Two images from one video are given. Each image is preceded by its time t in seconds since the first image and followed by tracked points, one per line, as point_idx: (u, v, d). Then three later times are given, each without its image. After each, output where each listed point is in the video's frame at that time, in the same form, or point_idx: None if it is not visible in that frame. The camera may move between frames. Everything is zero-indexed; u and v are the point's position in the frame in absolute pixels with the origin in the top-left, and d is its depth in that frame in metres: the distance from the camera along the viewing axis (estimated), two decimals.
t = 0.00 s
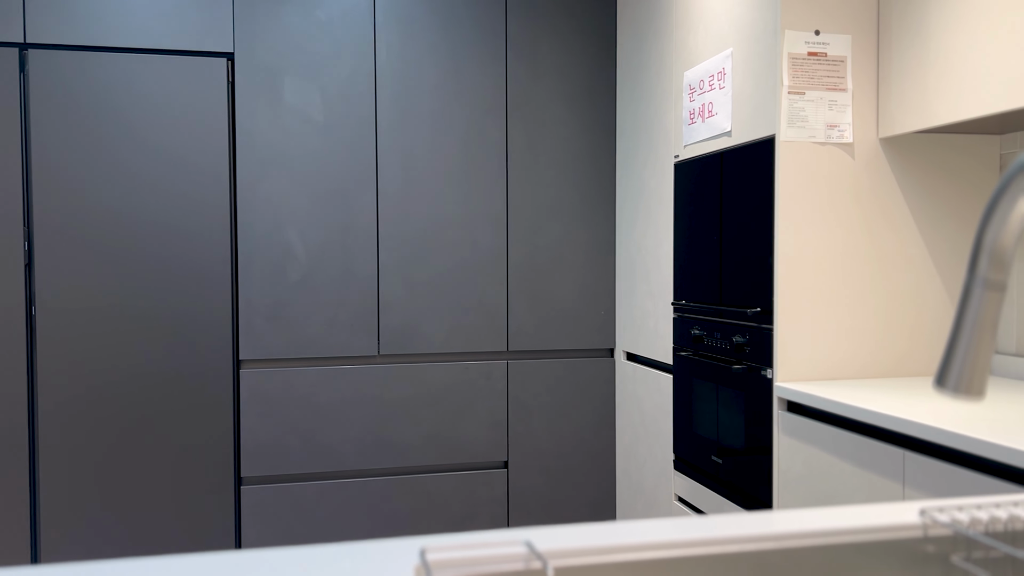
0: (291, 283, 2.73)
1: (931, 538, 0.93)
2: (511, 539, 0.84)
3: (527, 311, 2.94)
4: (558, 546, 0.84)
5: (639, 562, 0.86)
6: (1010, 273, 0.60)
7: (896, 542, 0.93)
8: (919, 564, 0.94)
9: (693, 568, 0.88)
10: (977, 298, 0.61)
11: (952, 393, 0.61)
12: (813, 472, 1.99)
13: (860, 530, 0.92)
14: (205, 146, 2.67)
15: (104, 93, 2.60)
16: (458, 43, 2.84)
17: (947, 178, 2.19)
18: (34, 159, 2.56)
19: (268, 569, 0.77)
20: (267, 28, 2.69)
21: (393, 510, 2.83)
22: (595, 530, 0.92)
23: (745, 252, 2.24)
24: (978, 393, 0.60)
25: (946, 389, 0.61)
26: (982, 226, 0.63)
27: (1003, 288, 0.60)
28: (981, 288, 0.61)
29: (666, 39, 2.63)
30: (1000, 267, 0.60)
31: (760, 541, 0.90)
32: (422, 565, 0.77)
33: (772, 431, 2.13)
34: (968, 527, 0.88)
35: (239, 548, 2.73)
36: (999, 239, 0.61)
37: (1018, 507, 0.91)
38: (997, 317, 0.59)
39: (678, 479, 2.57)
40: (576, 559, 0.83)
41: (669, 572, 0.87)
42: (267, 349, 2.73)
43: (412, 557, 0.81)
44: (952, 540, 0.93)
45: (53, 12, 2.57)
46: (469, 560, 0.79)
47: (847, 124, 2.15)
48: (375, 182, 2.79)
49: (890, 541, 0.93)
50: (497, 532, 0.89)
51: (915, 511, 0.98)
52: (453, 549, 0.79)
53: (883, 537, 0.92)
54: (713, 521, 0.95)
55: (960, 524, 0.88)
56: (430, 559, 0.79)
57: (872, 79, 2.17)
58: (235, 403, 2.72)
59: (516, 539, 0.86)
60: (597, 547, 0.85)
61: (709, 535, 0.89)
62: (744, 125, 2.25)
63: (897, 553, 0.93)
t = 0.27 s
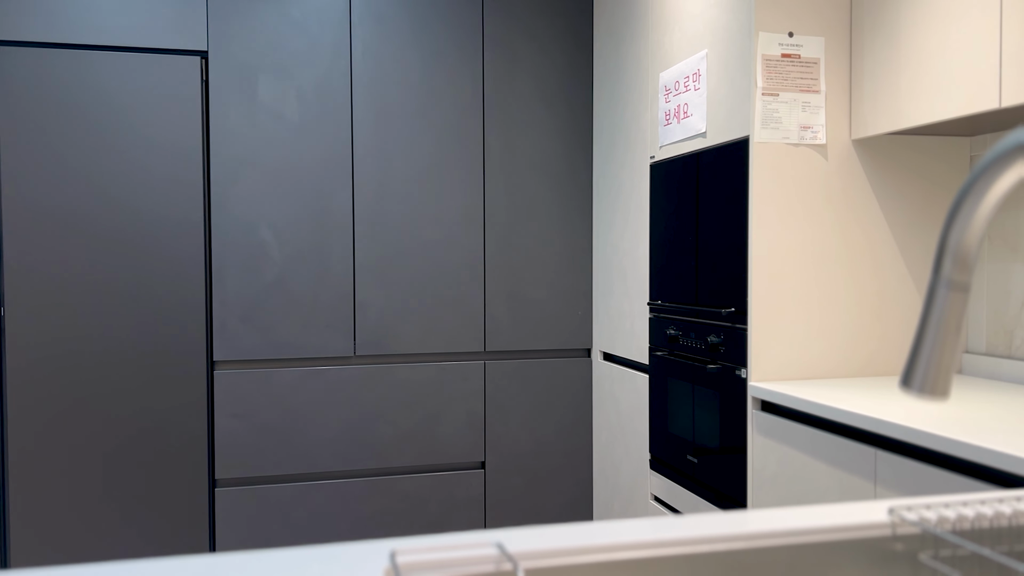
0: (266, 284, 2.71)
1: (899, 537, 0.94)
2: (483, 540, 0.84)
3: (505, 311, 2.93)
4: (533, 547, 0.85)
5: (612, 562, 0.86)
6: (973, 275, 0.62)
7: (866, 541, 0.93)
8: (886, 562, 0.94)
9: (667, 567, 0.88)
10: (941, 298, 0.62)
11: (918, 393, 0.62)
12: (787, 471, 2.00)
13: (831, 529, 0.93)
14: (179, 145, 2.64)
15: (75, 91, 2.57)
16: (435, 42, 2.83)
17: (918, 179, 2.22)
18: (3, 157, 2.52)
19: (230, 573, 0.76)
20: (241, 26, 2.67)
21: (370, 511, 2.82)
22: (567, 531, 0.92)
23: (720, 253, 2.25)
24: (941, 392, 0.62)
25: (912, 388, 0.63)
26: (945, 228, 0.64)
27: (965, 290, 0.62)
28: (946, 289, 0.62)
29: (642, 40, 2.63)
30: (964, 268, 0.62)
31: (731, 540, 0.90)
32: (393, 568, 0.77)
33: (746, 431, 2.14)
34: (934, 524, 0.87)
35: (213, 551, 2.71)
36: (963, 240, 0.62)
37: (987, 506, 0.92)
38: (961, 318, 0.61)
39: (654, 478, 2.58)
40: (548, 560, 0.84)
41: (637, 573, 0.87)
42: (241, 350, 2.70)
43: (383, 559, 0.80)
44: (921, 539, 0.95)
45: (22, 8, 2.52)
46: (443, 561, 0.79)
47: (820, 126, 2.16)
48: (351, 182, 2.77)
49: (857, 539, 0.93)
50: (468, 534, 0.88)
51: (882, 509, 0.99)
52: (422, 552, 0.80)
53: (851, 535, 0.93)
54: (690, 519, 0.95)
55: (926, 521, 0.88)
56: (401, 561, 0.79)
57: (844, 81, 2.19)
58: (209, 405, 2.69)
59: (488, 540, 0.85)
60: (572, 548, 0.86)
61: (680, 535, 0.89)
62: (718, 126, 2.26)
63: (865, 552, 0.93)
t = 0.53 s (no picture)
0: (242, 284, 2.70)
1: (869, 534, 0.94)
2: (453, 541, 0.84)
3: (483, 311, 2.93)
4: (506, 547, 0.84)
5: (583, 562, 0.86)
6: (937, 275, 0.63)
7: (834, 540, 0.94)
8: (856, 560, 0.95)
9: (641, 566, 0.88)
10: (906, 297, 0.63)
11: (883, 391, 0.63)
12: (761, 470, 2.01)
13: (801, 528, 0.93)
14: (153, 144, 2.62)
15: (46, 88, 2.53)
16: (412, 42, 2.82)
17: (891, 180, 2.23)
18: None
19: None
20: (217, 24, 2.65)
21: (347, 512, 2.80)
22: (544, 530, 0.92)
23: (696, 253, 2.26)
24: (906, 391, 0.62)
25: (878, 387, 0.63)
26: (908, 228, 0.65)
27: (930, 289, 0.63)
28: (911, 288, 0.63)
29: (620, 40, 2.64)
30: (928, 269, 0.63)
31: (701, 540, 0.90)
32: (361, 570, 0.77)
33: (722, 430, 2.15)
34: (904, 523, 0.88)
35: (188, 553, 2.68)
36: (928, 240, 0.63)
37: (956, 503, 0.92)
38: (926, 318, 0.62)
39: (631, 477, 2.59)
40: (518, 561, 0.83)
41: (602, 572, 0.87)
42: (217, 351, 2.68)
43: (351, 561, 0.80)
44: (889, 537, 0.94)
45: None
46: (415, 562, 0.79)
47: (795, 126, 2.17)
48: (328, 181, 2.75)
49: (827, 538, 0.94)
50: (437, 535, 0.88)
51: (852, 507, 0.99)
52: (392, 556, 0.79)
53: (820, 535, 0.93)
54: (665, 518, 0.95)
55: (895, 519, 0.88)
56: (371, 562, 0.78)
57: (818, 82, 2.20)
58: (184, 406, 2.67)
59: (458, 540, 0.85)
60: (544, 547, 0.85)
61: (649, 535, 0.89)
62: (694, 127, 2.27)
63: (834, 550, 0.94)
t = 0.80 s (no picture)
0: (219, 284, 2.68)
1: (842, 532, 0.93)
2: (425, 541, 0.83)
3: (462, 311, 2.92)
4: (478, 547, 0.84)
5: (556, 561, 0.86)
6: (905, 274, 0.63)
7: (806, 537, 0.94)
8: (828, 558, 0.95)
9: (612, 566, 0.88)
10: (875, 296, 0.64)
11: (852, 389, 0.63)
12: (738, 468, 2.02)
13: (776, 526, 0.93)
14: (128, 143, 2.59)
15: (19, 86, 2.50)
16: (391, 41, 2.82)
17: (868, 180, 2.25)
18: None
19: None
20: (194, 22, 2.63)
21: (325, 513, 2.79)
22: (514, 530, 0.91)
23: (674, 252, 2.27)
24: (875, 388, 0.63)
25: (847, 385, 0.63)
26: (877, 228, 0.66)
27: (898, 287, 0.63)
28: (879, 286, 0.64)
29: (599, 40, 2.64)
30: (896, 267, 0.63)
31: (674, 539, 0.90)
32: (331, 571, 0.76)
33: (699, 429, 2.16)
34: (876, 520, 0.88)
35: (164, 556, 2.66)
36: (896, 238, 0.64)
37: (925, 500, 0.93)
38: (893, 316, 0.62)
39: (610, 476, 2.59)
40: (489, 561, 0.83)
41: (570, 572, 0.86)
42: (194, 351, 2.66)
43: (322, 563, 0.79)
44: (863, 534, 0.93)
45: None
46: (390, 562, 0.78)
47: (772, 126, 2.18)
48: (306, 180, 2.74)
49: (801, 536, 0.94)
50: (409, 536, 0.87)
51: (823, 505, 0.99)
52: (363, 556, 0.78)
53: (792, 533, 0.93)
54: (642, 517, 0.96)
55: (866, 517, 0.88)
56: (341, 563, 0.77)
57: (795, 82, 2.21)
58: (161, 406, 2.65)
59: (431, 541, 0.84)
60: (515, 548, 0.85)
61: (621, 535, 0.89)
62: (671, 127, 2.28)
63: (807, 548, 0.94)
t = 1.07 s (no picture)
0: (199, 284, 2.66)
1: (819, 531, 0.95)
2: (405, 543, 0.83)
3: (445, 311, 2.92)
4: (457, 549, 0.83)
5: (536, 562, 0.86)
6: (880, 273, 0.64)
7: (788, 536, 0.94)
8: (808, 557, 0.95)
9: (592, 567, 0.87)
10: (851, 295, 0.64)
11: (829, 388, 0.64)
12: (719, 467, 2.03)
13: (758, 525, 0.93)
14: (106, 142, 2.57)
15: None
16: (373, 40, 2.80)
17: (848, 180, 2.26)
18: None
19: None
20: (173, 20, 2.61)
21: (306, 514, 2.78)
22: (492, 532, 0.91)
23: (656, 251, 2.27)
24: (851, 387, 0.64)
25: (823, 385, 0.64)
26: (854, 226, 0.66)
27: (874, 287, 0.64)
28: (855, 286, 0.64)
29: (581, 40, 2.64)
30: (872, 267, 0.64)
31: (654, 538, 0.90)
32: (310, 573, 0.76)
33: (680, 428, 2.16)
34: (853, 519, 0.89)
35: (143, 559, 2.64)
36: (872, 238, 0.64)
37: (903, 499, 0.93)
38: (869, 317, 0.63)
39: (592, 476, 2.60)
40: (468, 563, 0.82)
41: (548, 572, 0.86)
42: (173, 352, 2.64)
43: (298, 565, 0.78)
44: (839, 533, 0.96)
45: None
46: (368, 565, 0.77)
47: (752, 127, 2.19)
48: (286, 179, 2.72)
49: (783, 534, 0.94)
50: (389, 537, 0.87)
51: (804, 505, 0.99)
52: (342, 559, 0.77)
53: (772, 532, 0.93)
54: (625, 517, 0.96)
55: (844, 515, 0.90)
56: (318, 566, 0.76)
57: (776, 83, 2.22)
58: (140, 408, 2.62)
59: (409, 544, 0.83)
60: (494, 548, 0.85)
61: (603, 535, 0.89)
62: (653, 127, 2.28)
63: (787, 547, 0.94)
